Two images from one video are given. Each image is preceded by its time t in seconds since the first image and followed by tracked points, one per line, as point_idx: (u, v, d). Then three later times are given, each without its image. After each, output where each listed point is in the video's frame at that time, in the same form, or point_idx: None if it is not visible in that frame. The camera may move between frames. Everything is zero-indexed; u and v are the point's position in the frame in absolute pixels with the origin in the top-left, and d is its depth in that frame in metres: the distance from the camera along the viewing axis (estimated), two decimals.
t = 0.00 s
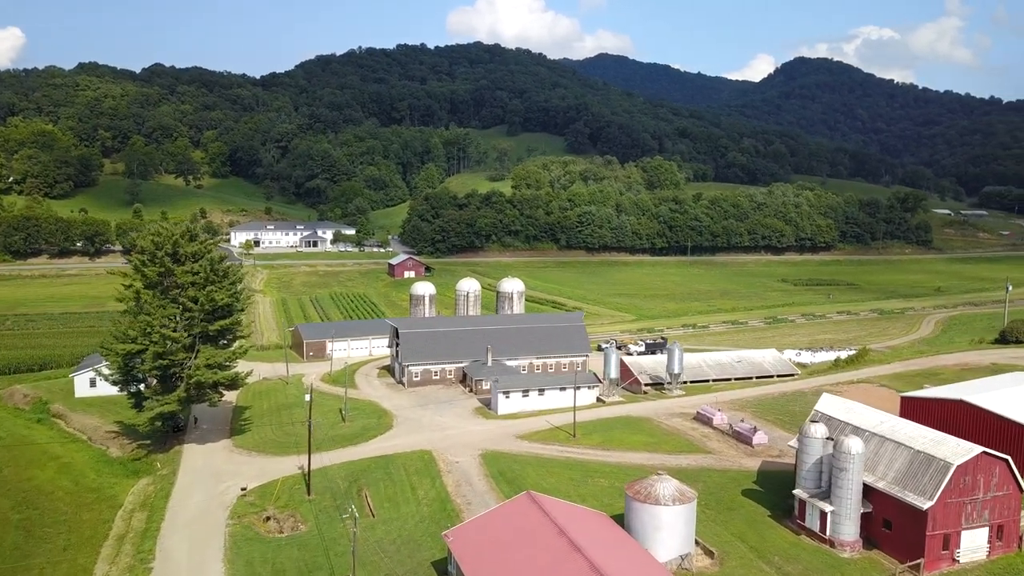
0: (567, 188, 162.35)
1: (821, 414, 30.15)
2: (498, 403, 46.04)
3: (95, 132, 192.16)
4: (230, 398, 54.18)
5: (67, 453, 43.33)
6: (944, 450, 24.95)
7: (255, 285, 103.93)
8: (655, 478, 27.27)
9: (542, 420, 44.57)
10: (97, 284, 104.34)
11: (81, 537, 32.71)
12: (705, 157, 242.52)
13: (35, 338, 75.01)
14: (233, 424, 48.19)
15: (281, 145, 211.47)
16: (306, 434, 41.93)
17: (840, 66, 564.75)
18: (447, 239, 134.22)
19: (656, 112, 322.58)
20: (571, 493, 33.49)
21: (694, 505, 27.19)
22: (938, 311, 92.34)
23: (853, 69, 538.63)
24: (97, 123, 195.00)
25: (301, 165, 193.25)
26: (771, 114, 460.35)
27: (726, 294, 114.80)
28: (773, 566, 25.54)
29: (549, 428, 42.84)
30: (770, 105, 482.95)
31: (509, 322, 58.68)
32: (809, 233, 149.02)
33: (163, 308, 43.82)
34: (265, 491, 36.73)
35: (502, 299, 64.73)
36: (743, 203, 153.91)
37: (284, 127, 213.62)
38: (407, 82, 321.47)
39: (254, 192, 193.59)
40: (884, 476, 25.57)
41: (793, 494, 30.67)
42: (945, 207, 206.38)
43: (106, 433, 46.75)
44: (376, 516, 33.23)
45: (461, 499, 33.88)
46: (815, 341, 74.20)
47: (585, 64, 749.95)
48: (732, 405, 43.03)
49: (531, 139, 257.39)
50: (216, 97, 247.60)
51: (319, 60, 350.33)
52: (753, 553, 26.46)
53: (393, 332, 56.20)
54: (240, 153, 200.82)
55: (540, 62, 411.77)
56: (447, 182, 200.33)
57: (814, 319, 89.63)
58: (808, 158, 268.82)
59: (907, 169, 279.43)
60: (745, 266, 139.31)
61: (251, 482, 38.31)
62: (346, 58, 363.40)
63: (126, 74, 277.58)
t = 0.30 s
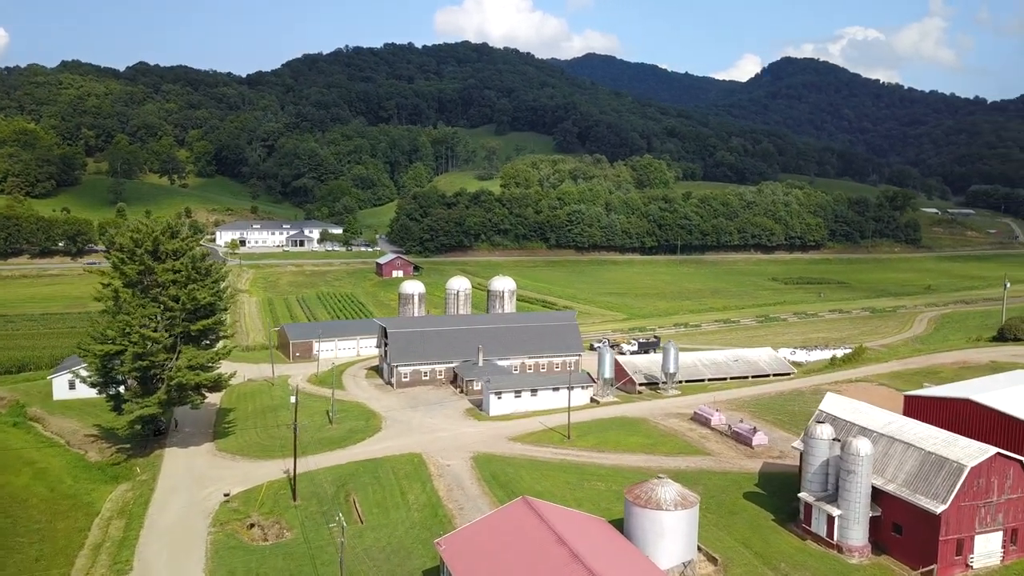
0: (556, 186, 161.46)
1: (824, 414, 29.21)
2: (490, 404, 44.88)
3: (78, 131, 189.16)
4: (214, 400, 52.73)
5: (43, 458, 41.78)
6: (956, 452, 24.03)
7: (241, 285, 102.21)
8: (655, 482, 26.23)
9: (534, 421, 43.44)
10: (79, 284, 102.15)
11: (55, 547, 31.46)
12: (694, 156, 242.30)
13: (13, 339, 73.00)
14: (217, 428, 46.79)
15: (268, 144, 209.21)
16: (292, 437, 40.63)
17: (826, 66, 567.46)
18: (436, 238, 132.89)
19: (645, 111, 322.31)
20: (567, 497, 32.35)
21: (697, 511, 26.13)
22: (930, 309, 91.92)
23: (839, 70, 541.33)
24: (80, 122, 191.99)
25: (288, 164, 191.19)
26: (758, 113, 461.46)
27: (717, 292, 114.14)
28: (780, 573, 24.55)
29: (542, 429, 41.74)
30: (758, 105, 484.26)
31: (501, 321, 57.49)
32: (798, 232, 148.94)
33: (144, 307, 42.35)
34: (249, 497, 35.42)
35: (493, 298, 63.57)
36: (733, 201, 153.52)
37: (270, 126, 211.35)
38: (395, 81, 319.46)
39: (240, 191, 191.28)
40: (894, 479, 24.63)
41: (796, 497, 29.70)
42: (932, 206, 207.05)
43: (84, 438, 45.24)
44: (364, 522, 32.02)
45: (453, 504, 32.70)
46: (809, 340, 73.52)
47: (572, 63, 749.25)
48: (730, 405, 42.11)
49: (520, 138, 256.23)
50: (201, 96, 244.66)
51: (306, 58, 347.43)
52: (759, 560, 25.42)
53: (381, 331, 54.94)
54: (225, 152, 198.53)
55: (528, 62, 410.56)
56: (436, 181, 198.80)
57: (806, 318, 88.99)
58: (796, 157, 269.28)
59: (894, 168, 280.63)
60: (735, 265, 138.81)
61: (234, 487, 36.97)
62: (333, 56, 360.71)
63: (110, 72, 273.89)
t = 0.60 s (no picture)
0: (543, 185, 160.46)
1: (827, 412, 28.28)
2: (479, 404, 43.76)
3: (57, 129, 185.71)
4: (194, 402, 51.24)
5: (15, 463, 40.16)
6: (967, 452, 23.16)
7: (224, 284, 100.27)
8: (655, 485, 25.14)
9: (525, 421, 42.34)
10: (58, 285, 99.77)
11: (25, 557, 30.09)
12: (680, 155, 242.28)
13: None
14: (197, 430, 45.35)
15: (251, 142, 206.67)
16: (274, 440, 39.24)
17: (810, 67, 570.70)
18: (422, 237, 131.43)
19: (631, 111, 322.13)
20: (561, 500, 31.22)
21: (697, 513, 25.09)
22: (920, 307, 91.64)
23: (823, 70, 544.52)
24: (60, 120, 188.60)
25: (272, 163, 188.84)
26: (743, 113, 462.94)
27: (705, 291, 113.63)
28: None
29: (534, 430, 40.66)
30: (743, 105, 486.09)
31: (490, 319, 56.30)
32: (785, 230, 149.13)
33: (119, 304, 40.81)
34: (229, 502, 34.07)
35: (482, 296, 62.36)
36: (720, 200, 153.18)
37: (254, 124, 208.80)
38: (380, 80, 317.36)
39: (223, 190, 188.71)
40: (902, 480, 23.70)
41: (798, 498, 28.74)
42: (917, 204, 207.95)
43: (59, 442, 43.60)
44: (350, 528, 30.76)
45: (442, 508, 31.53)
46: (800, 338, 72.91)
47: (557, 63, 748.55)
48: (725, 404, 41.26)
49: (506, 137, 254.93)
50: (183, 94, 241.46)
51: (290, 57, 344.12)
52: (762, 565, 24.42)
53: (367, 330, 53.66)
54: (208, 151, 195.94)
55: (514, 61, 409.40)
56: (421, 180, 197.25)
57: (796, 316, 88.50)
58: (782, 156, 269.90)
59: (878, 167, 282.18)
60: (723, 263, 138.37)
61: (214, 493, 35.63)
62: (318, 55, 357.59)
63: (90, 70, 269.57)
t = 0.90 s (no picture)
0: (531, 183, 159.45)
1: (830, 410, 27.31)
2: (469, 404, 42.60)
3: (37, 127, 182.35)
4: (174, 404, 49.65)
5: None
6: (981, 451, 22.24)
7: (207, 283, 98.32)
8: (655, 487, 24.06)
9: (517, 422, 41.19)
10: (35, 284, 97.33)
11: None
12: (667, 154, 242.09)
13: None
14: (178, 432, 43.83)
15: (235, 141, 204.10)
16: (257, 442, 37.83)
17: (794, 67, 573.44)
18: (408, 235, 129.87)
19: (617, 109, 321.81)
20: (556, 503, 30.09)
21: (699, 516, 24.08)
22: (910, 304, 91.43)
23: (807, 70, 547.24)
24: (40, 118, 185.32)
25: (256, 161, 186.50)
26: (729, 113, 464.28)
27: (695, 288, 113.03)
28: None
29: (525, 430, 39.54)
30: (728, 105, 487.65)
31: (480, 317, 55.13)
32: (773, 228, 148.90)
33: (95, 302, 39.30)
34: (210, 508, 32.70)
35: (470, 294, 61.15)
36: (708, 198, 152.78)
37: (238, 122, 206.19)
38: (366, 78, 314.96)
39: (206, 189, 186.07)
40: (913, 480, 22.73)
41: (801, 500, 27.78)
42: (903, 203, 208.73)
43: (31, 445, 41.92)
44: (336, 534, 29.50)
45: (432, 512, 30.34)
46: (792, 335, 72.31)
47: (543, 63, 747.93)
48: (721, 403, 40.33)
49: (493, 135, 253.68)
50: (166, 92, 238.22)
51: (275, 55, 340.89)
52: (767, 570, 23.39)
53: (353, 328, 52.30)
54: (192, 149, 193.20)
55: (500, 60, 408.03)
56: (408, 178, 195.52)
57: (787, 313, 87.92)
58: (768, 155, 270.40)
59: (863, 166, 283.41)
60: (712, 261, 137.88)
61: (194, 497, 34.25)
62: (302, 54, 354.38)
63: (70, 68, 265.37)
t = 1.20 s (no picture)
0: (518, 181, 158.29)
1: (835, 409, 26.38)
2: (458, 404, 41.41)
3: (15, 125, 178.91)
4: (153, 405, 48.08)
5: None
6: (995, 450, 21.36)
7: (189, 282, 96.48)
8: (655, 490, 23.01)
9: (507, 422, 40.05)
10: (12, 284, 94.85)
11: None
12: (653, 152, 241.79)
13: None
14: (157, 434, 42.31)
15: (219, 139, 201.48)
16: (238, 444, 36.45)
17: (779, 66, 575.89)
18: (394, 234, 128.07)
19: (604, 108, 321.40)
20: (550, 506, 28.96)
21: (701, 520, 23.01)
22: (899, 302, 91.05)
23: (792, 70, 549.85)
24: (19, 116, 181.92)
25: (240, 159, 184.03)
26: (715, 112, 465.46)
27: (683, 286, 112.33)
28: None
29: (517, 430, 38.40)
30: (714, 104, 488.88)
31: (469, 315, 53.87)
32: (761, 226, 148.63)
33: (69, 299, 37.74)
34: (188, 513, 31.28)
35: (458, 292, 59.90)
36: (695, 196, 152.18)
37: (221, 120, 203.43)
38: (351, 76, 312.46)
39: (189, 188, 183.31)
40: (925, 480, 21.84)
41: (805, 501, 26.82)
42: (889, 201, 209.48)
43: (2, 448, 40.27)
44: (321, 540, 28.20)
45: (421, 516, 29.11)
46: (783, 333, 71.62)
47: (529, 62, 746.90)
48: (717, 402, 39.38)
49: (479, 134, 252.16)
50: (148, 90, 234.90)
51: (259, 53, 337.41)
52: None
53: (338, 327, 50.93)
54: (174, 148, 190.36)
55: (486, 59, 406.50)
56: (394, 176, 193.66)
57: (777, 311, 87.25)
58: (754, 153, 270.85)
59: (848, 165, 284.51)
60: (699, 260, 137.32)
61: (171, 502, 32.80)
62: (287, 52, 351.01)
63: (50, 65, 260.87)
